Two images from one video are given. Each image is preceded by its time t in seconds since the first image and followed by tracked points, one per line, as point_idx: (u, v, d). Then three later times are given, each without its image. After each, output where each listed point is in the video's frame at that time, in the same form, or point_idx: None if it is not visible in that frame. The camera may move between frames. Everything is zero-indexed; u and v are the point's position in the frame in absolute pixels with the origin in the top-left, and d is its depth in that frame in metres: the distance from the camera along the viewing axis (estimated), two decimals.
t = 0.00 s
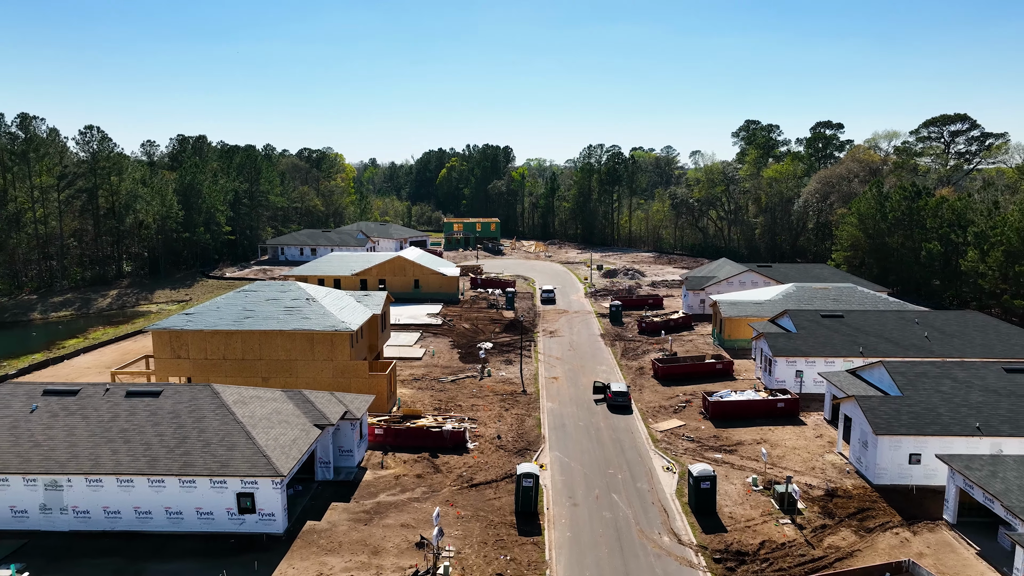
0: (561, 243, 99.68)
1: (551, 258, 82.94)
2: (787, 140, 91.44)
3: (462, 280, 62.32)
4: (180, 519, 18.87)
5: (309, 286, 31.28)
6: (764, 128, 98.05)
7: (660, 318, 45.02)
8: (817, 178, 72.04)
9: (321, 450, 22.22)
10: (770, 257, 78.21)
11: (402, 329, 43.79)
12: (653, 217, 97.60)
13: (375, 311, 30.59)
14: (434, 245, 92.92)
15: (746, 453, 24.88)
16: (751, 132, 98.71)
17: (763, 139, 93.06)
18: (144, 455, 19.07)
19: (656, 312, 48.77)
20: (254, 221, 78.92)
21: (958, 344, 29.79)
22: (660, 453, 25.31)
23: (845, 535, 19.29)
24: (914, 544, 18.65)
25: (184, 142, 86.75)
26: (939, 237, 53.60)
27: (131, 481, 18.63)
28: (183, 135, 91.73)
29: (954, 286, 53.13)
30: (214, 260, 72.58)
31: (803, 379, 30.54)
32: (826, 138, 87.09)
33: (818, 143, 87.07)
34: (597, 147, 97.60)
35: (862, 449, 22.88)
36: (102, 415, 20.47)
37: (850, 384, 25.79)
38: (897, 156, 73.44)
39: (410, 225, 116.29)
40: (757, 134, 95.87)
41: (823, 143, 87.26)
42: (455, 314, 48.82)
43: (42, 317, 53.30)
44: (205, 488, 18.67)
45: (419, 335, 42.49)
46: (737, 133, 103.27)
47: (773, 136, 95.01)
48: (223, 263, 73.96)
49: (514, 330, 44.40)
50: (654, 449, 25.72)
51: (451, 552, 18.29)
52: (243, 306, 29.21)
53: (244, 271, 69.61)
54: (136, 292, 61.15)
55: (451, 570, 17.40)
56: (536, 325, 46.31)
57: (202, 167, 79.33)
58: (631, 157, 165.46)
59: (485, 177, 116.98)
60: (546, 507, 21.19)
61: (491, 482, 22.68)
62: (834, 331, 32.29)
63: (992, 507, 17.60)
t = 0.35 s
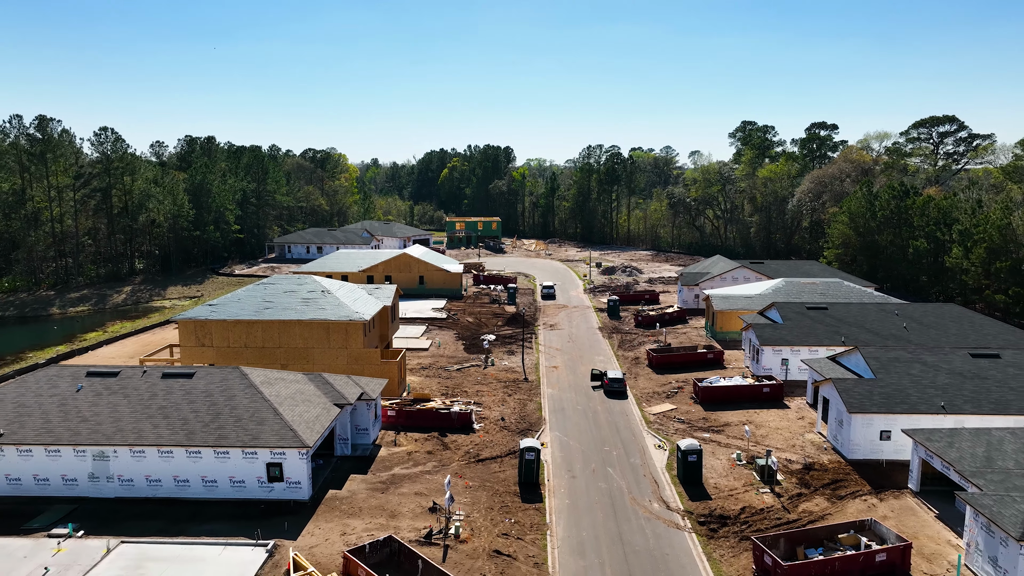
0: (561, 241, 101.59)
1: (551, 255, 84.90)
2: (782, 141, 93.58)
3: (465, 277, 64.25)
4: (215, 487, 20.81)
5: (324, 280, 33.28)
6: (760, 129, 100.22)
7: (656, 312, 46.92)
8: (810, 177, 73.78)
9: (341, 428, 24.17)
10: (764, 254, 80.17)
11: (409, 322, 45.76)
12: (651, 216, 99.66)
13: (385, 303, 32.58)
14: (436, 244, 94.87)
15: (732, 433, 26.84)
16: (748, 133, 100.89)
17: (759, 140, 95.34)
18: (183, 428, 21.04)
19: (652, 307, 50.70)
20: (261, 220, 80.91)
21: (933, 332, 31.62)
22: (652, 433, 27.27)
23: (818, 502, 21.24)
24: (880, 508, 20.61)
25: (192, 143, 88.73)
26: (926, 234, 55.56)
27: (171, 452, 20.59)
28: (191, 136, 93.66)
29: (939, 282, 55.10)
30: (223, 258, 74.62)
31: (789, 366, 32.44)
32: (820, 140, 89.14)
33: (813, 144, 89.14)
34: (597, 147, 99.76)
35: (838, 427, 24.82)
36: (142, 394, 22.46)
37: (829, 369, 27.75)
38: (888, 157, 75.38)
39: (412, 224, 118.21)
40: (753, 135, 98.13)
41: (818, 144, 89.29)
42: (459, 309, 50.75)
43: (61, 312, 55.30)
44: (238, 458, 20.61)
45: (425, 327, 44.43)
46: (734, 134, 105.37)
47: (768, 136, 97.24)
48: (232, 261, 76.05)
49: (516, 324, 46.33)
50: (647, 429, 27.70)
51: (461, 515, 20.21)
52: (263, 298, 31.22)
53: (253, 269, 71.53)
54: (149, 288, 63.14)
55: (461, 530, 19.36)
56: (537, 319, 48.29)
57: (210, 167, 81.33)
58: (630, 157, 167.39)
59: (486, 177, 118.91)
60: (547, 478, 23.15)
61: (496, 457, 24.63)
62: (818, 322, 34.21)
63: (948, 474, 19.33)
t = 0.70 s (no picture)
0: (561, 240, 103.46)
1: (551, 254, 86.78)
2: (778, 142, 95.57)
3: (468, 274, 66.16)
4: (243, 461, 22.68)
5: (335, 275, 35.19)
6: (756, 130, 102.26)
7: (652, 307, 48.76)
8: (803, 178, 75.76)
9: (355, 410, 26.06)
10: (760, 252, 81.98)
11: (415, 316, 47.64)
12: (649, 215, 101.58)
13: (393, 296, 34.48)
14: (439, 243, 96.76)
15: (720, 416, 28.71)
16: (744, 134, 102.88)
17: (755, 141, 97.39)
18: (213, 407, 22.92)
19: (648, 302, 52.59)
20: (268, 219, 82.93)
21: (912, 323, 33.44)
22: (646, 416, 29.16)
23: (796, 475, 23.10)
24: (852, 480, 22.48)
25: (199, 144, 90.63)
26: (913, 233, 57.46)
27: (203, 429, 22.45)
28: (198, 137, 95.56)
29: (926, 279, 56.93)
30: (231, 255, 76.70)
31: (776, 356, 34.30)
32: (814, 141, 91.19)
33: (807, 144, 91.17)
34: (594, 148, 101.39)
35: (818, 409, 26.69)
36: (174, 377, 24.34)
37: (811, 356, 29.62)
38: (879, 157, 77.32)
39: (414, 224, 120.10)
40: (749, 135, 100.26)
41: (812, 145, 91.36)
42: (462, 304, 52.61)
43: (78, 307, 57.25)
44: (264, 435, 22.48)
45: (430, 321, 46.35)
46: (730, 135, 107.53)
47: (764, 137, 99.38)
48: (240, 259, 78.17)
49: (517, 318, 48.24)
50: (641, 413, 29.58)
51: (468, 486, 22.09)
52: (279, 292, 33.10)
53: (260, 267, 73.38)
54: (161, 285, 65.11)
55: (469, 499, 21.23)
56: (538, 314, 50.16)
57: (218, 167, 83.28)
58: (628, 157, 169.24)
59: (487, 176, 120.63)
60: (547, 456, 25.02)
61: (500, 437, 26.50)
62: (804, 314, 36.06)
63: (913, 448, 21.22)
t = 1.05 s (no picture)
0: (560, 239, 105.33)
1: (550, 252, 88.69)
2: (773, 142, 97.49)
3: (470, 272, 68.04)
4: (265, 439, 24.55)
5: (346, 271, 37.12)
6: (752, 131, 104.26)
7: (648, 302, 50.65)
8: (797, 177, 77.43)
9: (368, 394, 27.92)
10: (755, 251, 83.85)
11: (420, 311, 49.55)
12: (647, 214, 103.49)
13: (401, 291, 36.38)
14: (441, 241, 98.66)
15: (709, 401, 30.58)
16: (740, 135, 104.86)
17: (750, 142, 99.33)
18: (237, 389, 24.79)
19: (645, 298, 54.47)
20: (274, 218, 84.95)
21: (892, 315, 35.26)
22: (639, 401, 31.04)
23: (777, 453, 24.97)
24: (828, 457, 24.32)
25: (206, 144, 92.58)
26: (902, 231, 59.27)
27: (228, 409, 24.32)
28: (204, 138, 97.52)
29: (914, 276, 58.78)
30: (238, 254, 78.79)
31: (764, 346, 36.14)
32: (808, 141, 93.09)
33: (801, 145, 93.11)
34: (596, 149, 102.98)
35: (800, 393, 28.53)
36: (200, 362, 26.23)
37: (795, 345, 31.47)
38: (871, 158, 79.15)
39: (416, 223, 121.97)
40: (745, 136, 102.28)
41: (806, 146, 93.33)
42: (465, 299, 54.47)
43: (93, 303, 59.20)
44: (285, 415, 24.32)
45: (434, 315, 48.22)
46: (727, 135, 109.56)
47: (759, 138, 101.33)
48: (248, 257, 80.31)
49: (518, 312, 50.11)
50: (635, 399, 31.45)
51: (474, 462, 23.95)
52: (293, 286, 35.00)
53: (267, 264, 75.26)
54: (172, 282, 67.09)
55: (474, 472, 23.09)
56: (538, 309, 52.02)
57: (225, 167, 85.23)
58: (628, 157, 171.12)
59: (488, 176, 122.41)
60: (546, 436, 26.91)
61: (502, 420, 28.36)
62: (791, 307, 37.91)
63: (883, 426, 23.07)
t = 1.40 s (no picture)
0: (560, 237, 106.99)
1: (551, 251, 90.35)
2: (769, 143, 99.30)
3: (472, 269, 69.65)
4: (284, 422, 26.22)
5: (355, 266, 38.83)
6: (748, 131, 106.07)
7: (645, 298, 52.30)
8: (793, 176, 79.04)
9: (379, 381, 29.60)
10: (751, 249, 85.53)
11: (425, 306, 51.23)
12: (645, 213, 105.16)
13: (408, 285, 38.08)
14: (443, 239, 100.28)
15: (701, 389, 32.25)
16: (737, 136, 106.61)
17: (747, 142, 101.05)
18: (258, 375, 26.44)
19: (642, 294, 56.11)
20: (279, 217, 86.77)
21: (878, 309, 36.89)
22: (635, 390, 32.70)
23: (764, 435, 26.62)
24: (811, 438, 25.97)
25: (212, 145, 94.23)
26: (893, 229, 60.95)
27: (249, 394, 25.97)
28: (210, 138, 99.15)
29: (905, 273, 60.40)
30: (246, 252, 80.68)
31: (755, 338, 37.80)
32: (804, 142, 94.88)
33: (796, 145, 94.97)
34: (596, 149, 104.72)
35: (787, 381, 30.19)
36: (222, 351, 27.90)
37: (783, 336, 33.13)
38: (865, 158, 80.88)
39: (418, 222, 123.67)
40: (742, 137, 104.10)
41: (802, 146, 95.15)
42: (468, 295, 56.10)
43: (107, 299, 60.95)
44: (302, 399, 25.97)
45: (439, 310, 49.87)
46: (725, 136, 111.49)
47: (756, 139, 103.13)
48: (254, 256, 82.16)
49: (520, 308, 51.75)
50: (631, 387, 33.10)
51: (479, 443, 25.62)
52: (305, 281, 36.67)
53: (274, 262, 76.88)
54: (182, 279, 68.84)
55: (480, 452, 24.75)
56: (539, 304, 53.65)
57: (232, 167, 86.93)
58: (627, 157, 173.56)
59: (489, 176, 123.90)
60: (547, 420, 28.58)
61: (506, 406, 30.02)
62: (781, 301, 39.52)
63: (861, 409, 24.72)
